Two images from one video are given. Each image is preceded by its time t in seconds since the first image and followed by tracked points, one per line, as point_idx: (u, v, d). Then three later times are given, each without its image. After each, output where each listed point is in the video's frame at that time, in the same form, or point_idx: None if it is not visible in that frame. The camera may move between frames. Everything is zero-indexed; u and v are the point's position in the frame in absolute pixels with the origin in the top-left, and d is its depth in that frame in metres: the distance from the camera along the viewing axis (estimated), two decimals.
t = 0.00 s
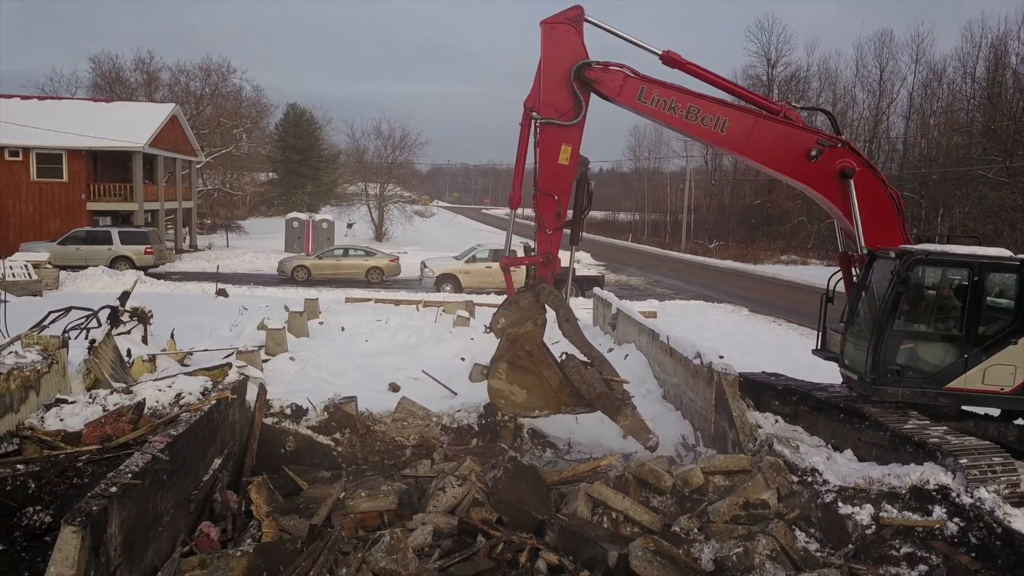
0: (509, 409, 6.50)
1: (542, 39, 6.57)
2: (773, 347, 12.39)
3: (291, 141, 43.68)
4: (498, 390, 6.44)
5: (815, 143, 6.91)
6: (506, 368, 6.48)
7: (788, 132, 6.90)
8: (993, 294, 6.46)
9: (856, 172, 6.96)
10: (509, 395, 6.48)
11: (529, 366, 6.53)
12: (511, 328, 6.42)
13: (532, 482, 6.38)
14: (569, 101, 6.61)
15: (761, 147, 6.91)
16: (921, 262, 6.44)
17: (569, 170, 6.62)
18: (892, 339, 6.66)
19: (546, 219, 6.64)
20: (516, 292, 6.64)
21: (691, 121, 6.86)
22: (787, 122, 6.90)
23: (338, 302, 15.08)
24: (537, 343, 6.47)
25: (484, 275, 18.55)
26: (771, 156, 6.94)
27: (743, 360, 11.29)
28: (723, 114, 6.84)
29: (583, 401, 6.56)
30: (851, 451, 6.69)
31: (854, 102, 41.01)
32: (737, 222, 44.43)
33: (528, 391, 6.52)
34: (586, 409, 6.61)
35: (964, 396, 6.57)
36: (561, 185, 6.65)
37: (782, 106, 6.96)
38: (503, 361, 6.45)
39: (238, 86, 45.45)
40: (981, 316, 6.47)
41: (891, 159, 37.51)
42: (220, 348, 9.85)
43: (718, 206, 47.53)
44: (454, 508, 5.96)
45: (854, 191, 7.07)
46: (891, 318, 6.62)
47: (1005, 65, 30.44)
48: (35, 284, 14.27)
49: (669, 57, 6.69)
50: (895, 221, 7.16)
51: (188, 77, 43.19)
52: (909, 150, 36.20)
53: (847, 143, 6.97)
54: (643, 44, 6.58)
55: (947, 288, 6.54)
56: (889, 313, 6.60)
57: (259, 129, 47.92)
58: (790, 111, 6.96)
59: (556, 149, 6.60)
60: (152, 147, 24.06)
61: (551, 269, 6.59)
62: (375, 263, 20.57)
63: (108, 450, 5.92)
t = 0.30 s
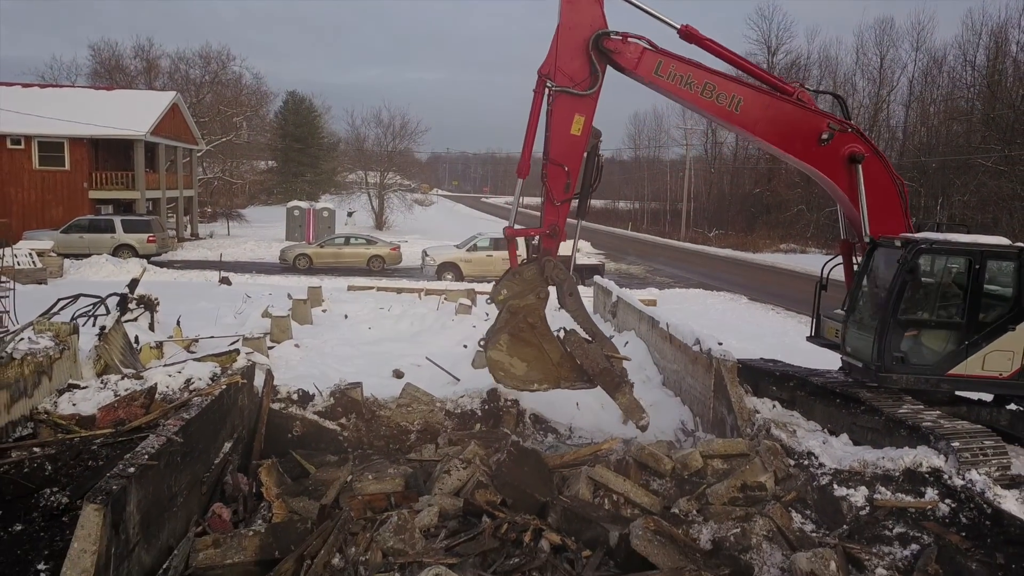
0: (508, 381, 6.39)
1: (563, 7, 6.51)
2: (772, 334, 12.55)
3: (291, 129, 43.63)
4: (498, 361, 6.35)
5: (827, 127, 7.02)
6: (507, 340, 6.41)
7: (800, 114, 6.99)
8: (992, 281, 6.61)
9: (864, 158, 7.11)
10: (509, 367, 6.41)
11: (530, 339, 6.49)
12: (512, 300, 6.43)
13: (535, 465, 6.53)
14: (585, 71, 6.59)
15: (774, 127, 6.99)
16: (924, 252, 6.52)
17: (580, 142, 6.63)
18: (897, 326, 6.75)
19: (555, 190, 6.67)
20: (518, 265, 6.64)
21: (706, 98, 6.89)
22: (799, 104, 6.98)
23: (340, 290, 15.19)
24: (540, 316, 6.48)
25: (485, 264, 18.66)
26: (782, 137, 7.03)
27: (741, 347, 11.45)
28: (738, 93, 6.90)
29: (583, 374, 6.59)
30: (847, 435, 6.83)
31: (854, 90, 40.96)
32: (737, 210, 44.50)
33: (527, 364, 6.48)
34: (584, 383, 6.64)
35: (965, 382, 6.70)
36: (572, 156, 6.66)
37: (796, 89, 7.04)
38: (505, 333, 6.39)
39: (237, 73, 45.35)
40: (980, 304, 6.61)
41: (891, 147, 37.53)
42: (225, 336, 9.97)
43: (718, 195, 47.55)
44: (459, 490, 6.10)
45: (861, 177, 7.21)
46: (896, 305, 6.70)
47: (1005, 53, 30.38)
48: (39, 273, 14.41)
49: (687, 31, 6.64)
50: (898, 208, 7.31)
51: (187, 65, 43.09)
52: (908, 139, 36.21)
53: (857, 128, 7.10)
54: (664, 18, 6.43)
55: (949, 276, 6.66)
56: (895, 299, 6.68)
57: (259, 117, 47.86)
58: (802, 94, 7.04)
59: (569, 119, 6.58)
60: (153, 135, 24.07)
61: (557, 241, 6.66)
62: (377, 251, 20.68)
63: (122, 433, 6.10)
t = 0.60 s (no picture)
0: (510, 370, 6.22)
1: None
2: (770, 331, 12.72)
3: (291, 127, 43.74)
4: (502, 348, 6.17)
5: (835, 124, 7.17)
6: (511, 327, 6.25)
7: (809, 110, 7.13)
8: (991, 278, 6.77)
9: (869, 156, 7.27)
10: (512, 355, 6.23)
11: (534, 326, 6.34)
12: (516, 286, 6.35)
13: (537, 458, 6.67)
14: (600, 57, 6.66)
15: (782, 122, 7.12)
16: (929, 249, 6.60)
17: (590, 129, 6.70)
18: (902, 324, 6.81)
19: (564, 176, 6.71)
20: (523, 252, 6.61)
21: (718, 90, 6.99)
22: (808, 100, 7.11)
23: (342, 288, 15.33)
24: (545, 303, 6.38)
25: (486, 262, 18.80)
26: (789, 132, 7.16)
27: (740, 343, 11.61)
28: (750, 86, 7.00)
29: (586, 365, 6.47)
30: (843, 428, 6.97)
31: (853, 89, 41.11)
32: (736, 209, 44.70)
33: (530, 353, 6.32)
34: (587, 375, 6.52)
35: (965, 376, 6.87)
36: (582, 144, 6.71)
37: (805, 85, 7.18)
38: (509, 320, 6.25)
39: (238, 72, 45.47)
40: (980, 301, 6.76)
41: (889, 146, 37.68)
42: (231, 332, 10.09)
43: (717, 194, 47.74)
44: (463, 482, 6.24)
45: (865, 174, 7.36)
46: (902, 304, 6.76)
47: (1003, 53, 30.53)
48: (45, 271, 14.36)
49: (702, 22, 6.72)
50: (900, 207, 7.46)
51: (189, 64, 43.21)
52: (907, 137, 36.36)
53: (863, 126, 7.27)
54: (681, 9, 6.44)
55: (950, 274, 6.79)
56: (902, 297, 6.73)
57: (259, 116, 47.99)
58: (811, 90, 7.17)
59: (581, 105, 6.64)
60: (156, 134, 24.21)
61: (564, 229, 6.66)
62: (378, 250, 20.81)
63: (135, 427, 6.27)
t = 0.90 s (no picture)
0: (514, 356, 5.90)
1: None
2: (768, 329, 12.89)
3: (292, 127, 43.89)
4: (506, 333, 5.87)
5: (844, 121, 7.43)
6: (516, 312, 5.97)
7: (819, 107, 7.36)
8: (990, 276, 6.94)
9: (874, 154, 7.56)
10: (515, 340, 5.94)
11: (540, 312, 6.07)
12: (523, 271, 6.03)
13: (541, 452, 6.83)
14: (619, 43, 6.64)
15: (793, 117, 7.35)
16: (934, 249, 6.76)
17: (604, 114, 6.65)
18: (907, 322, 6.95)
19: (576, 161, 6.66)
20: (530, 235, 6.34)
21: (734, 83, 7.17)
22: (819, 97, 7.34)
23: (345, 287, 15.47)
24: (552, 289, 6.09)
25: (487, 262, 18.94)
26: (800, 127, 7.39)
27: (739, 341, 11.77)
28: (764, 80, 7.20)
29: (592, 353, 6.20)
30: (839, 423, 7.12)
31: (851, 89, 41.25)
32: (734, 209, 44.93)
33: (534, 339, 6.02)
34: (590, 364, 6.24)
35: (966, 372, 7.03)
36: (597, 129, 6.68)
37: (815, 82, 7.43)
38: (514, 304, 5.96)
39: (239, 73, 45.65)
40: (981, 298, 6.93)
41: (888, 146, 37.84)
42: (237, 330, 10.24)
43: (715, 194, 47.95)
44: (468, 475, 6.39)
45: (869, 172, 7.65)
46: (907, 301, 6.89)
47: (1001, 54, 30.69)
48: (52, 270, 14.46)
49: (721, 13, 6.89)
50: (899, 205, 7.77)
51: (190, 64, 43.40)
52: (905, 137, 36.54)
53: (869, 124, 7.54)
54: None
55: (952, 273, 6.96)
56: (908, 294, 6.88)
57: (260, 116, 48.16)
58: (820, 87, 7.41)
59: (598, 89, 6.60)
60: (159, 135, 24.35)
61: (572, 214, 6.56)
62: (380, 249, 20.97)
63: (148, 421, 6.44)
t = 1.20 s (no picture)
0: (514, 340, 6.01)
1: None
2: (765, 327, 13.02)
3: (292, 127, 44.00)
4: (507, 318, 5.97)
5: (847, 119, 7.57)
6: (519, 297, 6.07)
7: (823, 104, 7.52)
8: (986, 275, 7.10)
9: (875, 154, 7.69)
10: (516, 326, 6.05)
11: (542, 299, 6.15)
12: (525, 257, 6.13)
13: (541, 447, 6.96)
14: (633, 32, 6.84)
15: (797, 112, 7.50)
16: (935, 248, 6.89)
17: (615, 103, 6.85)
18: (909, 319, 7.07)
19: (583, 149, 6.83)
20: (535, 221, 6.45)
21: (742, 76, 7.33)
22: (824, 94, 7.50)
23: (346, 286, 15.58)
24: (556, 277, 6.17)
25: (487, 261, 19.05)
26: (803, 123, 7.54)
27: (736, 339, 11.91)
28: (771, 75, 7.36)
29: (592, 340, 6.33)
30: (833, 419, 7.24)
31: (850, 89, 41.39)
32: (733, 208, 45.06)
33: (535, 325, 6.13)
34: (589, 352, 6.38)
35: (963, 368, 7.18)
36: (607, 118, 6.87)
37: (820, 80, 7.59)
38: (517, 290, 6.06)
39: (239, 73, 45.77)
40: (977, 295, 7.09)
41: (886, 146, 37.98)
42: (241, 328, 10.37)
43: (715, 194, 48.04)
44: (469, 469, 6.52)
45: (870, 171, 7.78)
46: (909, 300, 7.01)
47: (998, 54, 30.85)
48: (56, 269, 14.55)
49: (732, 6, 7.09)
50: (898, 207, 7.90)
51: (190, 65, 43.55)
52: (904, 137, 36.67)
53: (871, 125, 7.69)
54: None
55: (951, 271, 7.08)
56: (910, 293, 6.99)
57: (260, 117, 48.29)
58: (826, 85, 7.57)
59: (609, 78, 6.81)
60: (160, 135, 24.45)
61: (578, 201, 6.76)
62: (380, 249, 21.10)
63: (155, 417, 6.57)
